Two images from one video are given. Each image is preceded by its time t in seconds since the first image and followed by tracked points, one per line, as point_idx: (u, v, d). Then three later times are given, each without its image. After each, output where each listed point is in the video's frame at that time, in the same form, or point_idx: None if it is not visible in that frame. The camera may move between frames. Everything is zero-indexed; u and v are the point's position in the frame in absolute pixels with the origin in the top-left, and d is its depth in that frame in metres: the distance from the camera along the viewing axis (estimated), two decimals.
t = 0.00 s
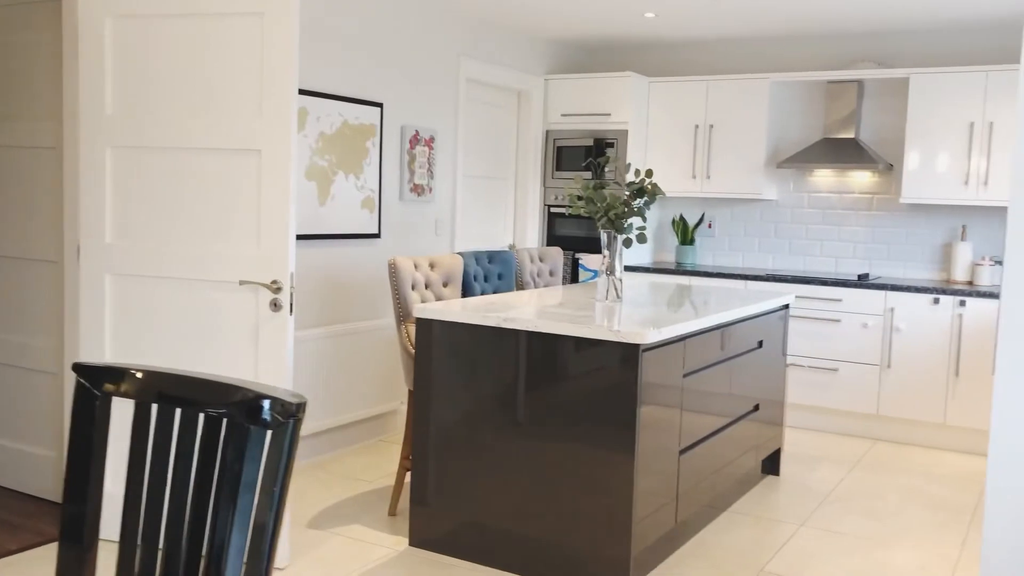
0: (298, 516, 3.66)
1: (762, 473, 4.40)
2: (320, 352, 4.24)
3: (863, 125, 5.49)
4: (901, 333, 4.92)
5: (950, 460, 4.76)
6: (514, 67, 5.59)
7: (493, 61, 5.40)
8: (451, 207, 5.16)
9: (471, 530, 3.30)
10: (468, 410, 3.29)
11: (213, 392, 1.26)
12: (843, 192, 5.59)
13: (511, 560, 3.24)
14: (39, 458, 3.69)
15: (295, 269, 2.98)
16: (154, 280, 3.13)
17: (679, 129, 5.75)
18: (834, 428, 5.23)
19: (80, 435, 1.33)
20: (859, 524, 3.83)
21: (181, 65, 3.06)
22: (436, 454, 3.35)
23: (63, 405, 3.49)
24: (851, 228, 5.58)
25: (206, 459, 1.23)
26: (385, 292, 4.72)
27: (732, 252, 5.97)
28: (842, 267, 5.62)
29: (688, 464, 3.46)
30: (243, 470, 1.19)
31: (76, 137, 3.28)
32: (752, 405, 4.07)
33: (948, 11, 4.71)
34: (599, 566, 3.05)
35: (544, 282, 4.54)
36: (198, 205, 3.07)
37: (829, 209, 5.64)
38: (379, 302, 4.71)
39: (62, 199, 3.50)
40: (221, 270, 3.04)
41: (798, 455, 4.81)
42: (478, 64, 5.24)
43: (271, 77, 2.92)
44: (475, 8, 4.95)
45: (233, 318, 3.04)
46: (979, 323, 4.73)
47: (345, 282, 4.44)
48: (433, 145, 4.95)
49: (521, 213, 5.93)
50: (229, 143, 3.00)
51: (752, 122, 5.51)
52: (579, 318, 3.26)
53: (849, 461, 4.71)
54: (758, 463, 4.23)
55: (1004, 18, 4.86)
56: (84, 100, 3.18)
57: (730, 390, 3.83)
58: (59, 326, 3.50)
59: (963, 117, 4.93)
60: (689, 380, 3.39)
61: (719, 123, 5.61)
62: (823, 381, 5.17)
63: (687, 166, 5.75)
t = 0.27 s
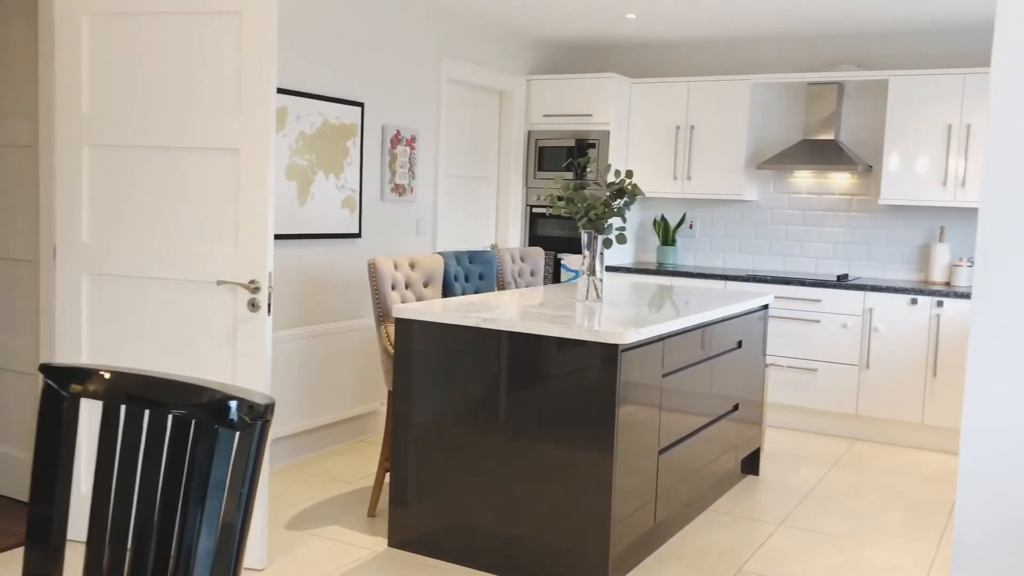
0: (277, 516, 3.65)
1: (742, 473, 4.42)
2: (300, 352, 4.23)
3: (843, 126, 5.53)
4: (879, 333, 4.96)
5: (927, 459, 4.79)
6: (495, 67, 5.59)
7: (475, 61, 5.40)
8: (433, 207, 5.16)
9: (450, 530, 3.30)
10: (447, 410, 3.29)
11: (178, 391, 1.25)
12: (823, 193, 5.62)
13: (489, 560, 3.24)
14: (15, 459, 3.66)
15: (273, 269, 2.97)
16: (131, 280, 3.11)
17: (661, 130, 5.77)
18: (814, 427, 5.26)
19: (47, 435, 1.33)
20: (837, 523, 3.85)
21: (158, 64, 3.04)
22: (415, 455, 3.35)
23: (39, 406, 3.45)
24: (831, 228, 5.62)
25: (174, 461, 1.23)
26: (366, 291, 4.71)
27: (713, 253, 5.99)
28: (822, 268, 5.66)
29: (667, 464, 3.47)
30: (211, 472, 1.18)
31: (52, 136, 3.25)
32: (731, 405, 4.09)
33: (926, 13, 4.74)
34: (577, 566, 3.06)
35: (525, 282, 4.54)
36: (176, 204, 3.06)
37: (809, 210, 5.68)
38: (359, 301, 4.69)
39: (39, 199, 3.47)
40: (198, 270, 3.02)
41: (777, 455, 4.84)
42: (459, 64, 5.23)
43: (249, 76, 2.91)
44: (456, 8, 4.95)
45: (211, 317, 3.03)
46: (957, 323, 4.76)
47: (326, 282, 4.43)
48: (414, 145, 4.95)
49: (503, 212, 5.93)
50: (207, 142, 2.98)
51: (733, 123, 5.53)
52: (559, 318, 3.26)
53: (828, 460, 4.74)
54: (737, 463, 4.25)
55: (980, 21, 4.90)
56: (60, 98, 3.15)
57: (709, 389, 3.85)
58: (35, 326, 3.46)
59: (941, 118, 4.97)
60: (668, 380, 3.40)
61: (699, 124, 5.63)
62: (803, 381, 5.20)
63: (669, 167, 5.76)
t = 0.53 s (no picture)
0: (256, 522, 3.62)
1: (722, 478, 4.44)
2: (280, 357, 4.21)
3: (822, 133, 5.57)
4: (858, 338, 4.99)
5: (906, 463, 4.83)
6: (477, 72, 5.59)
7: (457, 66, 5.40)
8: (415, 211, 5.15)
9: (430, 535, 3.29)
10: (428, 415, 3.28)
11: (151, 398, 1.25)
12: (803, 199, 5.66)
13: (469, 566, 3.23)
14: None
15: (252, 274, 2.95)
16: (109, 284, 3.08)
17: (642, 136, 5.79)
18: (794, 432, 5.28)
19: (18, 441, 1.33)
20: (816, 527, 3.87)
21: (136, 67, 3.02)
22: (396, 460, 3.34)
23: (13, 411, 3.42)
24: (810, 234, 5.66)
25: (147, 471, 1.21)
26: (347, 296, 4.69)
27: (694, 258, 6.01)
28: (802, 273, 5.69)
29: (647, 469, 3.47)
30: (184, 479, 1.17)
31: (28, 138, 3.22)
32: (712, 410, 4.11)
33: (905, 21, 4.79)
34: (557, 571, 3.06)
35: (506, 288, 4.54)
36: (154, 209, 3.04)
37: (789, 216, 5.71)
38: (340, 306, 4.68)
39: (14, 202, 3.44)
40: (176, 275, 3.00)
41: (758, 459, 4.86)
42: (441, 69, 5.23)
43: (228, 81, 2.90)
44: (438, 13, 4.95)
45: (189, 323, 3.01)
46: (935, 328, 4.80)
47: (306, 287, 4.41)
48: (396, 150, 4.94)
49: (485, 217, 5.93)
50: (186, 146, 2.97)
51: (713, 129, 5.56)
52: (539, 323, 3.26)
53: (809, 465, 4.76)
54: (718, 467, 4.26)
55: (957, 29, 4.95)
56: (36, 101, 3.12)
57: (690, 394, 3.86)
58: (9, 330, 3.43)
59: (920, 125, 5.02)
60: (649, 385, 3.41)
61: (681, 130, 5.65)
62: (783, 386, 5.22)
63: (650, 173, 5.78)
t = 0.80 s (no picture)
0: (237, 531, 3.60)
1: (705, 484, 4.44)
2: (262, 364, 4.18)
3: (804, 139, 5.60)
4: (841, 344, 5.02)
5: (888, 469, 4.85)
6: (461, 78, 5.59)
7: (440, 72, 5.40)
8: (398, 218, 5.13)
9: (412, 543, 3.28)
10: (410, 422, 3.26)
11: (127, 406, 1.23)
12: (785, 206, 5.69)
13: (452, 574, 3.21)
14: None
15: (233, 280, 2.93)
16: (88, 291, 3.06)
17: (626, 142, 5.80)
18: (777, 437, 5.30)
19: None
20: (799, 533, 3.88)
21: (116, 73, 3.00)
22: (378, 467, 3.32)
23: None
24: (793, 240, 5.69)
25: (122, 481, 1.20)
26: (329, 302, 4.67)
27: (678, 264, 6.03)
28: (785, 279, 5.72)
29: (630, 475, 3.47)
30: (160, 488, 1.16)
31: (7, 143, 3.19)
32: (695, 416, 4.11)
33: (885, 29, 4.82)
34: None
35: (490, 294, 4.53)
36: (133, 214, 3.01)
37: (771, 222, 5.74)
38: (322, 313, 4.66)
39: None
40: (157, 281, 2.98)
41: (741, 465, 4.87)
42: (424, 75, 5.23)
43: (208, 86, 2.88)
44: (421, 19, 4.95)
45: (169, 330, 2.98)
46: (916, 334, 4.84)
47: (289, 293, 4.38)
48: (379, 156, 4.93)
49: (469, 223, 5.92)
50: (166, 152, 2.95)
51: (696, 136, 5.58)
52: (522, 329, 3.26)
53: (792, 470, 4.78)
54: (701, 473, 4.27)
55: (937, 37, 5.00)
56: (15, 105, 3.10)
57: (673, 400, 3.86)
58: None
59: (900, 132, 5.06)
60: (632, 391, 3.42)
61: (664, 137, 5.67)
62: (766, 392, 5.24)
63: (633, 179, 5.80)
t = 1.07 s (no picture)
0: (221, 536, 3.57)
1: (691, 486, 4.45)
2: (246, 369, 4.16)
3: (788, 143, 5.63)
4: (826, 347, 5.04)
5: (873, 471, 4.87)
6: (446, 82, 5.59)
7: (426, 76, 5.39)
8: (383, 221, 5.12)
9: (398, 548, 3.26)
10: (396, 427, 3.25)
11: (108, 412, 1.22)
12: (770, 209, 5.71)
13: None
14: None
15: (216, 285, 2.92)
16: (70, 295, 3.03)
17: (611, 146, 5.81)
18: (762, 440, 5.32)
19: None
20: (784, 535, 3.89)
21: (98, 76, 2.98)
22: (364, 472, 3.31)
23: None
24: (778, 243, 5.71)
25: (102, 488, 1.19)
26: (314, 307, 4.65)
27: (663, 267, 6.04)
28: (770, 282, 5.74)
29: (616, 478, 3.48)
30: (140, 495, 1.15)
31: None
32: (680, 419, 4.12)
33: (869, 33, 4.85)
34: None
35: (476, 297, 4.52)
36: (115, 218, 2.99)
37: (756, 225, 5.76)
38: (307, 317, 4.64)
39: None
40: (140, 285, 2.96)
41: (727, 468, 4.88)
42: (410, 78, 5.22)
43: (192, 89, 2.87)
44: (406, 22, 4.94)
45: (152, 334, 2.96)
46: (900, 336, 4.86)
47: (273, 298, 4.36)
48: (364, 159, 4.92)
49: (454, 227, 5.91)
50: (148, 155, 2.93)
51: (682, 139, 5.59)
52: (508, 333, 3.26)
53: (777, 472, 4.79)
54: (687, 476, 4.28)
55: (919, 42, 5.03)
56: None
57: (659, 403, 3.87)
58: None
59: (884, 136, 5.09)
60: (617, 394, 3.42)
61: (649, 140, 5.68)
62: (751, 394, 5.25)
63: (619, 183, 5.80)
